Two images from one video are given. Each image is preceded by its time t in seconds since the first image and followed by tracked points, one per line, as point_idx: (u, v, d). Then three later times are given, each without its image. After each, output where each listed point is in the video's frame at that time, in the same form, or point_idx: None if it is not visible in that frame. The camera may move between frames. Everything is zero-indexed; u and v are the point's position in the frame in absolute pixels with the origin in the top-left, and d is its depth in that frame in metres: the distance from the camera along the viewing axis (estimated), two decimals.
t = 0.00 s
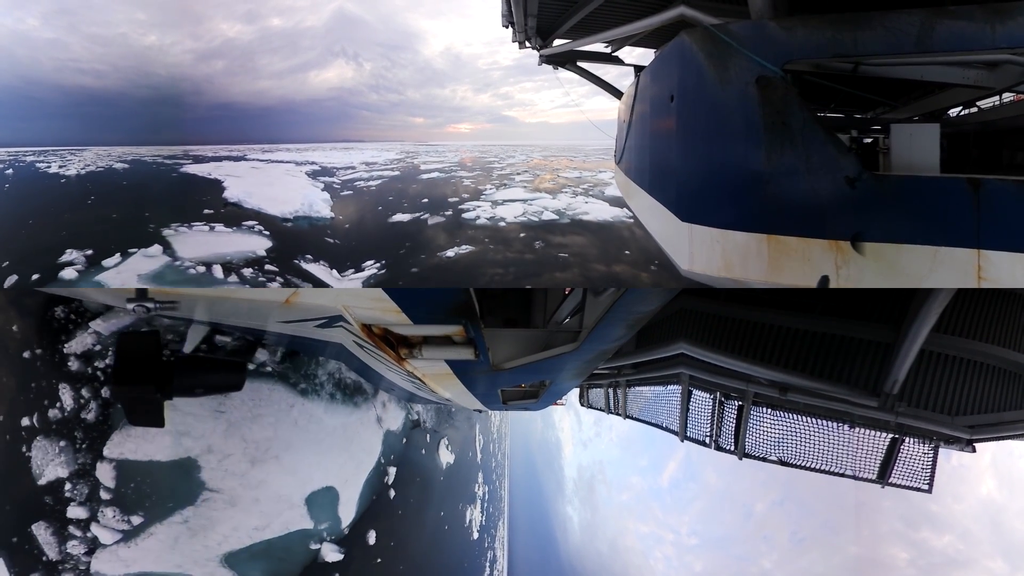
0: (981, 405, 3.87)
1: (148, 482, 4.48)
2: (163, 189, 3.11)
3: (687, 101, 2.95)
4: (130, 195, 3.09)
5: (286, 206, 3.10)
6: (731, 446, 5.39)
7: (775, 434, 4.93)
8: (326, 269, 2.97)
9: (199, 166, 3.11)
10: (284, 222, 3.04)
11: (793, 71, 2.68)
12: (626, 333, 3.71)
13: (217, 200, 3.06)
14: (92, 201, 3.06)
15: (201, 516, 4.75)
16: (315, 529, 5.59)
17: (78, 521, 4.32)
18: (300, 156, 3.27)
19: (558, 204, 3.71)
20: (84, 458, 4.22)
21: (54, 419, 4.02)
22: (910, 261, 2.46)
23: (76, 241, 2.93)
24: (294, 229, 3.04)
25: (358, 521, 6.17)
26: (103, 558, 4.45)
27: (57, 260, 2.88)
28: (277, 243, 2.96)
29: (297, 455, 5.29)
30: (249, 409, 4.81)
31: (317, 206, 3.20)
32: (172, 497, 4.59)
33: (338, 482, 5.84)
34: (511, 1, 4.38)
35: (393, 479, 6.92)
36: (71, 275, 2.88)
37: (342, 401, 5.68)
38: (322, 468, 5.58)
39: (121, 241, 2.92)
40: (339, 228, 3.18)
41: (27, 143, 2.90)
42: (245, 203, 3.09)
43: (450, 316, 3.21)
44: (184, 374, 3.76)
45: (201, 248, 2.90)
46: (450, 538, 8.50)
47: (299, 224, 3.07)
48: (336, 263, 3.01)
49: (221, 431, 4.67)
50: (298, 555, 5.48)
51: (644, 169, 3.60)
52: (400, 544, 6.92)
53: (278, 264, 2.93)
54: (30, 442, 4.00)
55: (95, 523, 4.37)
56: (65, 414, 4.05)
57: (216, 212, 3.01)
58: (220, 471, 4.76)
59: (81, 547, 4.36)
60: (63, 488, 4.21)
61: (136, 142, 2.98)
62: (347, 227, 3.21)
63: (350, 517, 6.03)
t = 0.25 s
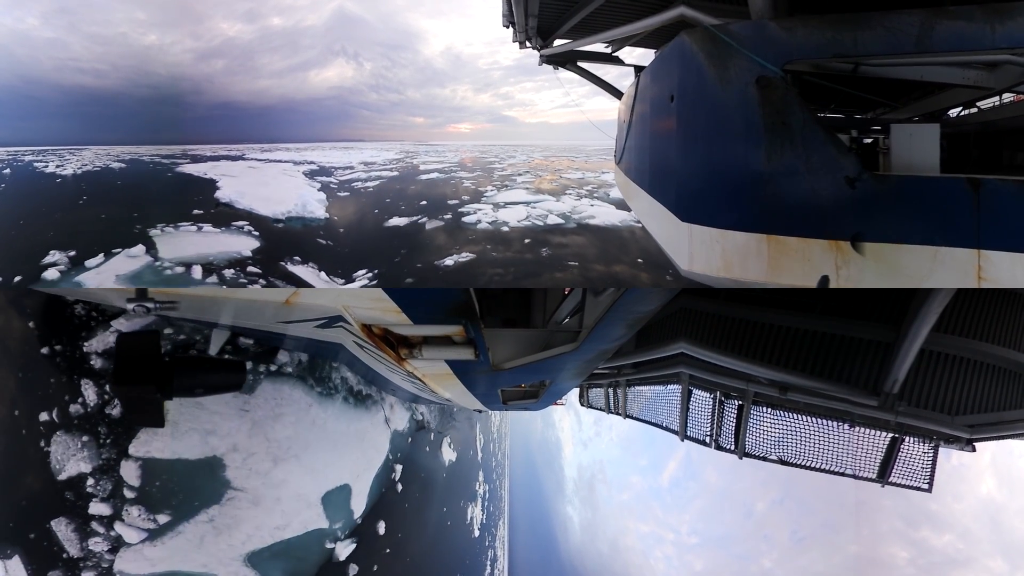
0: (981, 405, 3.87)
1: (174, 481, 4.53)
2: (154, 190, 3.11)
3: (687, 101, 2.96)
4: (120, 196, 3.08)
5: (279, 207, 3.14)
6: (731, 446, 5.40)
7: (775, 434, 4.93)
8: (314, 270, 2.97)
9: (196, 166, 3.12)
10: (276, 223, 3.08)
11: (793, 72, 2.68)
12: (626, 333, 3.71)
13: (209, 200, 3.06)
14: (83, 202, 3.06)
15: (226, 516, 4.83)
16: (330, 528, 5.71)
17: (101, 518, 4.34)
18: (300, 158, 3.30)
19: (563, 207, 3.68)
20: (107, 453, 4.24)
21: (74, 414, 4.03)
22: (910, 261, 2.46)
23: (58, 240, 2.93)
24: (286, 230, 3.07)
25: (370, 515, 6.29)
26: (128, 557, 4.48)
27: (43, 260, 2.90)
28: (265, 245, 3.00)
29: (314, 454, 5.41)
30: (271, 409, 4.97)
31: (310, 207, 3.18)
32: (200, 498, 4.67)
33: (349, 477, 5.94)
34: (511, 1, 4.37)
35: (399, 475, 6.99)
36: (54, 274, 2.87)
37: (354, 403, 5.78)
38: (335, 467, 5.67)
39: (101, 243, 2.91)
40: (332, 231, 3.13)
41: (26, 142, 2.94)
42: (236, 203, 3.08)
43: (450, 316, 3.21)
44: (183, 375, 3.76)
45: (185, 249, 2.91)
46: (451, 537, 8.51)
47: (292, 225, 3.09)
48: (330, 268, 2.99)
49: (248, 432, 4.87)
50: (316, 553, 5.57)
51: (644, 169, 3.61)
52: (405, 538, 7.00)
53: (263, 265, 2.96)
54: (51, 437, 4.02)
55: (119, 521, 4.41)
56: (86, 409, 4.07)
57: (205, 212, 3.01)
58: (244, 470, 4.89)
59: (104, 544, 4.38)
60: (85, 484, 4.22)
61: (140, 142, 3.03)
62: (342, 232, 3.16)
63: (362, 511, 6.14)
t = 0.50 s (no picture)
0: (981, 404, 3.87)
1: (200, 481, 4.64)
2: (141, 190, 3.30)
3: (687, 101, 2.96)
4: (109, 197, 3.24)
5: (270, 208, 3.29)
6: (731, 446, 5.40)
7: (775, 434, 4.94)
8: (300, 272, 3.07)
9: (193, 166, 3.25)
10: (266, 224, 3.21)
11: (793, 72, 2.68)
12: (626, 333, 3.72)
13: (200, 201, 3.25)
14: (75, 202, 3.22)
15: (250, 515, 5.02)
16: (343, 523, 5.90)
17: (125, 514, 4.40)
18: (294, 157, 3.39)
19: (570, 209, 3.90)
20: (133, 448, 4.28)
21: (97, 410, 3.99)
22: (911, 261, 2.46)
23: (51, 242, 3.04)
24: (276, 230, 3.23)
25: (379, 508, 6.52)
26: (154, 554, 4.60)
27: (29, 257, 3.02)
28: (251, 245, 3.15)
29: (326, 453, 5.54)
30: (293, 408, 5.03)
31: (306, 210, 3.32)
32: (225, 498, 4.83)
33: (360, 473, 6.08)
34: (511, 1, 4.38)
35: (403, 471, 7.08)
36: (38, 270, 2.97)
37: (366, 405, 5.86)
38: (348, 466, 5.82)
39: (85, 243, 3.07)
40: (326, 232, 3.30)
41: (26, 143, 2.92)
42: (228, 204, 3.25)
43: (450, 317, 3.21)
44: (182, 376, 3.55)
45: (167, 249, 3.07)
46: (451, 537, 8.52)
47: (285, 226, 3.27)
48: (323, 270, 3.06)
49: (270, 431, 5.02)
50: (332, 549, 5.81)
51: (644, 169, 3.62)
52: (407, 533, 7.05)
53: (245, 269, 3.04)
54: (74, 433, 4.00)
55: (145, 519, 4.50)
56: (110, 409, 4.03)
57: (194, 212, 3.18)
58: (266, 469, 5.06)
59: (128, 540, 4.45)
60: (109, 480, 4.26)
61: (139, 143, 3.01)
62: (334, 233, 3.33)
63: (373, 503, 6.36)
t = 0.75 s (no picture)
0: (981, 404, 3.87)
1: (223, 477, 4.67)
2: (137, 193, 3.13)
3: (687, 101, 2.95)
4: (103, 197, 3.11)
5: (259, 209, 3.15)
6: (731, 446, 5.40)
7: (775, 434, 4.94)
8: (285, 275, 2.99)
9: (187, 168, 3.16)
10: (255, 226, 3.08)
11: (793, 72, 2.68)
12: (626, 333, 3.71)
13: (192, 202, 3.13)
14: (68, 204, 3.08)
15: (273, 513, 5.02)
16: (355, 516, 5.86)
17: (152, 509, 4.46)
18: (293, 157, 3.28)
19: (575, 213, 3.71)
20: (162, 443, 4.38)
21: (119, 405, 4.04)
22: (910, 261, 2.46)
23: (31, 244, 2.95)
24: (267, 232, 3.09)
25: (388, 500, 6.51)
26: (181, 552, 4.63)
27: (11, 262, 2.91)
28: (239, 247, 3.03)
29: (341, 449, 5.51)
30: (312, 407, 5.13)
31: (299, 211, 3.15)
32: (249, 494, 4.84)
33: (372, 469, 6.05)
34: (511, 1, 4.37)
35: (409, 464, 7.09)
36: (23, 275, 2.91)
37: (378, 408, 5.97)
38: (360, 463, 5.79)
39: (65, 244, 2.94)
40: (318, 235, 3.13)
41: (27, 143, 2.86)
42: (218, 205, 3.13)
43: (450, 317, 3.20)
44: (182, 375, 3.66)
45: (151, 250, 2.98)
46: (452, 536, 8.52)
47: (277, 228, 3.10)
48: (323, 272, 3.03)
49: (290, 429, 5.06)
50: (345, 540, 5.78)
51: (644, 169, 3.62)
52: (412, 529, 7.06)
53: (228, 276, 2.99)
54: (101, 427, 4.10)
55: (173, 516, 4.54)
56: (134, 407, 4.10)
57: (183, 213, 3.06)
58: (287, 467, 5.06)
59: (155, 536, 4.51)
60: (135, 474, 4.33)
61: (137, 142, 2.98)
62: (328, 236, 3.17)
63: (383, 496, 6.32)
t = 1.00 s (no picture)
0: (980, 404, 3.88)
1: (245, 476, 4.68)
2: (131, 193, 3.14)
3: (687, 101, 2.95)
4: (99, 198, 3.13)
5: (249, 210, 3.19)
6: (731, 446, 5.40)
7: (775, 434, 4.94)
8: (268, 278, 3.06)
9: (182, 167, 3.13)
10: (244, 227, 3.14)
11: (793, 72, 2.68)
12: (626, 333, 3.72)
13: (183, 201, 3.13)
14: (60, 203, 3.07)
15: (293, 512, 5.06)
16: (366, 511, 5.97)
17: (178, 506, 4.49)
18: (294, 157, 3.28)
19: (581, 217, 3.74)
20: (189, 438, 4.35)
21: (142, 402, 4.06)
22: (910, 261, 2.46)
23: (20, 244, 2.96)
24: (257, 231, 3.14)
25: (397, 494, 6.60)
26: (207, 551, 4.68)
27: None
28: (225, 247, 3.06)
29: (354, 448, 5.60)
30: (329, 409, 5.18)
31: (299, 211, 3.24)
32: (271, 494, 4.89)
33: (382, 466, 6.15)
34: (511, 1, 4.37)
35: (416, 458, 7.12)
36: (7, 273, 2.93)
37: (388, 410, 6.03)
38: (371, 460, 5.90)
39: (52, 244, 2.95)
40: (312, 236, 3.18)
41: (23, 143, 2.86)
42: (208, 206, 3.13)
43: (450, 317, 3.21)
44: (182, 375, 3.63)
45: (134, 250, 3.01)
46: (453, 535, 8.52)
47: (269, 229, 3.16)
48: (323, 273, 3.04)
49: (309, 432, 5.14)
50: (359, 536, 5.89)
51: (644, 169, 3.62)
52: (414, 527, 7.09)
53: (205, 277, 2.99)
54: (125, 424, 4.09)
55: (198, 516, 4.56)
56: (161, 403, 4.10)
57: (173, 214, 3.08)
58: (305, 467, 5.10)
59: (180, 534, 4.54)
60: (161, 470, 4.33)
61: (135, 142, 2.96)
62: (320, 237, 3.20)
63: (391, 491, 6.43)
